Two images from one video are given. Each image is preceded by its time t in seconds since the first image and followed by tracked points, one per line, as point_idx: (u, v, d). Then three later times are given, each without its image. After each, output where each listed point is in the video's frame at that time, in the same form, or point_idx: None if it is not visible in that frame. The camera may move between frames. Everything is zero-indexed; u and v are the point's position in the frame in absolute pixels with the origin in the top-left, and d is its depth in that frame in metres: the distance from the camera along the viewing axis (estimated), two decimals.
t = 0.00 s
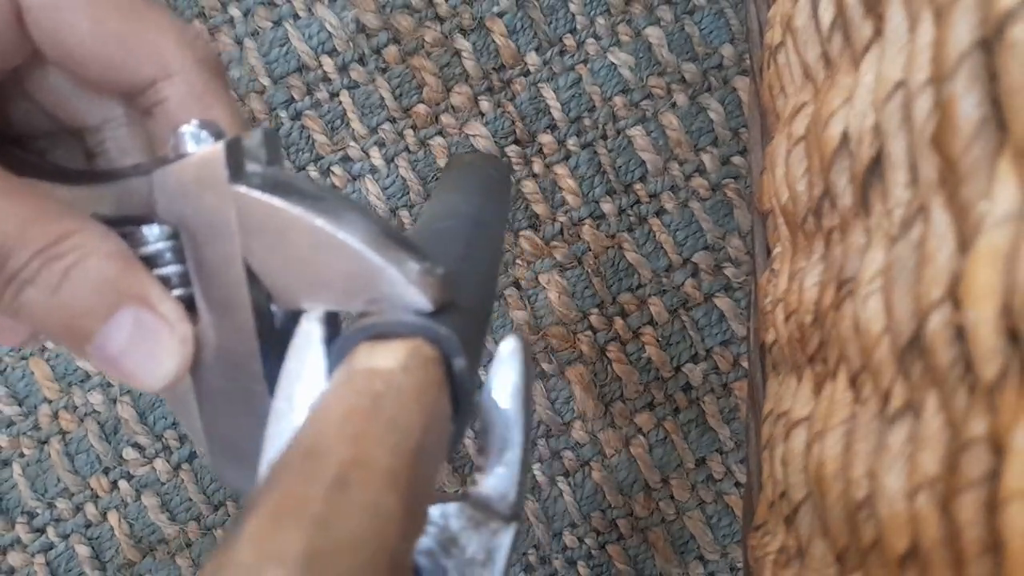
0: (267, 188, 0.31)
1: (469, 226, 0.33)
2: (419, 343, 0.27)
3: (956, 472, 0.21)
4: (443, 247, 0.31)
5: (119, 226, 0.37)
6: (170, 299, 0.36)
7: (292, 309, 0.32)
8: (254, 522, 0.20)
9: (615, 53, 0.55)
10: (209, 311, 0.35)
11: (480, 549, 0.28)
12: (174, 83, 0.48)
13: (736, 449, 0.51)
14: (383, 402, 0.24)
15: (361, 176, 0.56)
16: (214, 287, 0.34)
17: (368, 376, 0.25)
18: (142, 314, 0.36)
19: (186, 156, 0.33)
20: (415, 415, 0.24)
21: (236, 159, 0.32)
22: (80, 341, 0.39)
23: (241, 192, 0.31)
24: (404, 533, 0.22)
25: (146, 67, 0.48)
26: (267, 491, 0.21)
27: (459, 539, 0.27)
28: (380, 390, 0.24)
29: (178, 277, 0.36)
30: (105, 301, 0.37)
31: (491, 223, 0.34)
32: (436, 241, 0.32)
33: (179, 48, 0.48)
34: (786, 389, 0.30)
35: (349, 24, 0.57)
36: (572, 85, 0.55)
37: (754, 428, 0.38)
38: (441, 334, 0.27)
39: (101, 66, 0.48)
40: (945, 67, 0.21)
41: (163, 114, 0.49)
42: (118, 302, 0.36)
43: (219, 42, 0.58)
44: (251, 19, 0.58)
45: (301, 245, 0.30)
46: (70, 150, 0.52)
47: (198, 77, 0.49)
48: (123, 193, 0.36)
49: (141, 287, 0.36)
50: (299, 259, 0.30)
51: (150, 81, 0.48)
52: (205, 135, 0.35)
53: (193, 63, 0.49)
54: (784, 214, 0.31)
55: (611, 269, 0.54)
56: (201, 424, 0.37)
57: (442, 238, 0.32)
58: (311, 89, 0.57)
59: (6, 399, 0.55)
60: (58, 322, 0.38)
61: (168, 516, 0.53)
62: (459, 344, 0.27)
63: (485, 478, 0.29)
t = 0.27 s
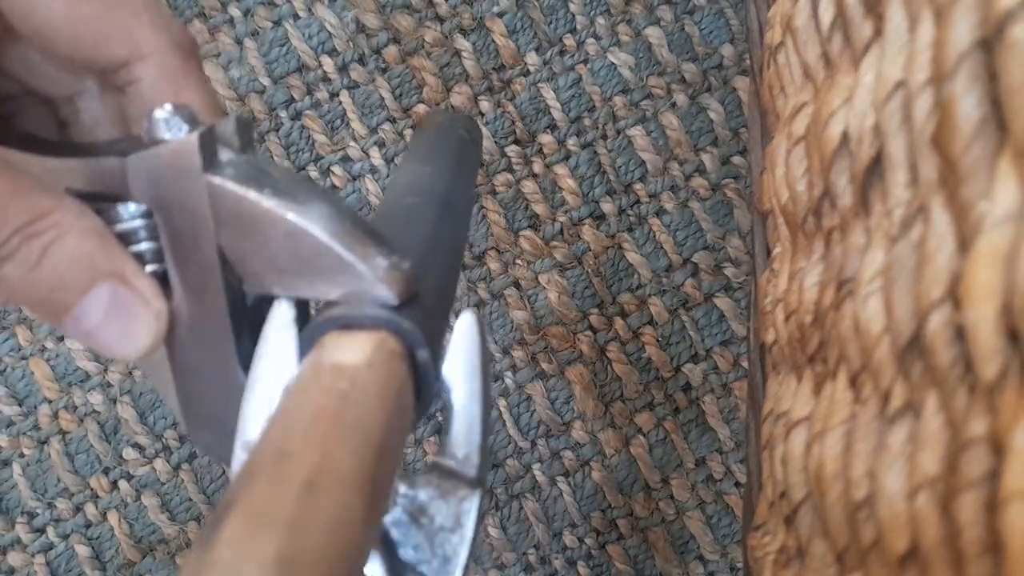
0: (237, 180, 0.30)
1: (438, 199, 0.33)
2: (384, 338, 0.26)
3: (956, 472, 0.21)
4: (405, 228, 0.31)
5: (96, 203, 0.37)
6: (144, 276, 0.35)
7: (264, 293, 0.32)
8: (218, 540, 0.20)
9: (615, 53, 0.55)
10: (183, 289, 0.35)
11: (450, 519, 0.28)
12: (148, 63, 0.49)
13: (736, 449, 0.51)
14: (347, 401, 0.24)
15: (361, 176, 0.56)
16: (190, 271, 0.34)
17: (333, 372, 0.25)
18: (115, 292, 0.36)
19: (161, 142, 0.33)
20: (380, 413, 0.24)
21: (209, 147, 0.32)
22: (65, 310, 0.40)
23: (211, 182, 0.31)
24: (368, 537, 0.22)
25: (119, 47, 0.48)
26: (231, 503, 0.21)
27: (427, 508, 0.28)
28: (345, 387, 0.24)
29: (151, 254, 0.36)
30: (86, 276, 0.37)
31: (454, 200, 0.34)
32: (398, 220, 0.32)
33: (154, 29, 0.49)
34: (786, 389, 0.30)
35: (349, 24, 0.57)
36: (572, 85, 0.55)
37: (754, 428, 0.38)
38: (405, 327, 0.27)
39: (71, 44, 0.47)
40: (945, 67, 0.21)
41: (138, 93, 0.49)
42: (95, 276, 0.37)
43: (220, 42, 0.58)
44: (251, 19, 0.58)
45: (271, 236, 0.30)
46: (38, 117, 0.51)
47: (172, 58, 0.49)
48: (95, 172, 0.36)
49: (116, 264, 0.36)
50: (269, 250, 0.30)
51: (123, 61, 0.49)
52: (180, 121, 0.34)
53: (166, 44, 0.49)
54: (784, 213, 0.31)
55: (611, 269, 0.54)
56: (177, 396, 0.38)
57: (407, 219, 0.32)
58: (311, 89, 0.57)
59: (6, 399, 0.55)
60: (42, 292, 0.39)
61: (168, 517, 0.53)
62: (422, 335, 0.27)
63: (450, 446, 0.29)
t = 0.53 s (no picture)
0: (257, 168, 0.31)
1: (450, 189, 0.33)
2: (401, 329, 0.26)
3: (956, 472, 0.21)
4: (419, 216, 0.31)
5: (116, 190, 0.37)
6: (165, 264, 0.36)
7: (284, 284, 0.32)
8: (251, 525, 0.20)
9: (615, 53, 0.55)
10: (201, 274, 0.35)
11: (464, 506, 0.29)
12: (171, 51, 0.49)
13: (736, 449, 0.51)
14: (370, 392, 0.24)
15: (361, 176, 0.56)
16: (211, 258, 0.34)
17: (355, 363, 0.25)
18: (140, 279, 0.36)
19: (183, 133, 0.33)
20: (401, 404, 0.24)
21: (230, 137, 0.32)
22: (78, 296, 0.40)
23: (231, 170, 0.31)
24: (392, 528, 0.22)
25: (141, 37, 0.49)
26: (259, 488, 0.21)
27: (443, 497, 0.29)
28: (367, 379, 0.24)
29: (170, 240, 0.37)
30: (108, 264, 0.37)
31: (466, 191, 0.34)
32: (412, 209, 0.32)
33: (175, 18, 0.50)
34: (786, 389, 0.30)
35: (349, 24, 0.57)
36: (572, 85, 0.55)
37: (754, 429, 0.38)
38: (422, 318, 0.27)
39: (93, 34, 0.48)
40: (944, 67, 0.21)
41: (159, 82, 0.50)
42: (118, 265, 0.37)
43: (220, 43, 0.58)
44: (251, 19, 0.58)
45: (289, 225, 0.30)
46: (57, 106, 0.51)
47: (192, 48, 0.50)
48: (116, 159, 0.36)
49: (139, 253, 0.37)
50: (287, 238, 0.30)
51: (145, 50, 0.49)
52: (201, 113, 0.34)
53: (187, 33, 0.50)
54: (784, 213, 0.31)
55: (611, 269, 0.54)
56: (195, 380, 0.39)
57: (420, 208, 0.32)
58: (311, 89, 0.57)
59: (6, 399, 0.55)
60: (57, 279, 0.39)
61: (168, 517, 0.53)
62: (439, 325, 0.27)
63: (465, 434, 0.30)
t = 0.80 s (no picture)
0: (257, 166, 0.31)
1: (435, 188, 0.33)
2: (398, 314, 0.26)
3: (956, 472, 0.21)
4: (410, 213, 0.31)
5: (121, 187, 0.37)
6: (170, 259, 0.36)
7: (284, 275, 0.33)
8: (265, 504, 0.21)
9: (615, 53, 0.55)
10: (204, 269, 0.35)
11: (454, 478, 0.30)
12: (175, 56, 0.49)
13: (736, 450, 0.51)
14: (374, 369, 0.24)
15: (361, 176, 0.56)
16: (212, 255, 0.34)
17: (358, 344, 0.25)
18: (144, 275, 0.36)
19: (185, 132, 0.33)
20: (403, 377, 0.24)
21: (234, 136, 0.32)
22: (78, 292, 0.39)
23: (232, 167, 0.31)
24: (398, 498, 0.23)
25: (148, 40, 0.49)
26: (271, 468, 0.22)
27: (434, 468, 0.30)
28: (369, 357, 0.24)
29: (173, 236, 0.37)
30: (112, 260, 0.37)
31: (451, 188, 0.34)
32: (400, 206, 0.32)
33: (181, 24, 0.49)
34: (786, 389, 0.30)
35: (349, 24, 0.57)
36: (572, 85, 0.55)
37: (754, 429, 0.38)
38: (419, 306, 0.27)
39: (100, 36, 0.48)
40: (944, 67, 0.21)
41: (162, 86, 0.50)
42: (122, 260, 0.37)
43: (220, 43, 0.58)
44: (251, 19, 0.58)
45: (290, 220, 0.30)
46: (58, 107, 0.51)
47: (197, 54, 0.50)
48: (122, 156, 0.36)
49: (144, 247, 0.36)
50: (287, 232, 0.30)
51: (150, 54, 0.49)
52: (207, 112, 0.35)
53: (193, 38, 0.50)
54: (784, 213, 0.31)
55: (611, 269, 0.54)
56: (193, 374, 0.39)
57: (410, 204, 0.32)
58: (311, 89, 0.57)
59: (6, 399, 0.55)
60: (58, 275, 0.39)
61: (168, 517, 0.53)
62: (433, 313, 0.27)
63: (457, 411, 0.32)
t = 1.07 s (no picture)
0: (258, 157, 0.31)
1: (432, 191, 0.33)
2: (403, 299, 0.27)
3: (956, 472, 0.21)
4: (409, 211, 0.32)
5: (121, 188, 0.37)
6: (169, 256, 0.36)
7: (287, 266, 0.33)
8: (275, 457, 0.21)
9: (615, 53, 0.55)
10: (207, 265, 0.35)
11: (463, 467, 0.30)
12: (175, 58, 0.49)
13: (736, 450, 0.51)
14: (379, 343, 0.24)
15: (361, 176, 0.56)
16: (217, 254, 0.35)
17: (362, 324, 0.25)
18: (142, 271, 0.36)
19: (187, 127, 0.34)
20: (409, 353, 0.25)
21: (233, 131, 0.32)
22: (85, 295, 0.39)
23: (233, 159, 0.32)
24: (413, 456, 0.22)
25: (148, 42, 0.49)
26: (282, 427, 0.21)
27: (444, 460, 0.30)
28: (374, 334, 0.25)
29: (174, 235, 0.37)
30: (110, 258, 0.37)
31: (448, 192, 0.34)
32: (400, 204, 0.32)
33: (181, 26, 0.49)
34: (786, 389, 0.30)
35: (349, 24, 0.57)
36: (572, 85, 0.55)
37: (754, 429, 0.38)
38: (421, 290, 0.27)
39: (103, 39, 0.48)
40: (945, 67, 0.21)
41: (163, 87, 0.50)
42: (119, 258, 0.36)
43: (220, 43, 0.58)
44: (251, 19, 0.58)
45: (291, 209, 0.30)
46: (58, 116, 0.51)
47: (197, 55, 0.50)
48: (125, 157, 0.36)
49: (142, 244, 0.36)
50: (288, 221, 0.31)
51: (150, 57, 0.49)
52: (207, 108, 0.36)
53: (192, 40, 0.50)
54: (784, 213, 0.31)
55: (611, 269, 0.54)
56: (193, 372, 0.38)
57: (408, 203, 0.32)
58: (311, 89, 0.57)
59: (6, 399, 0.55)
60: (64, 278, 0.38)
61: (168, 517, 0.53)
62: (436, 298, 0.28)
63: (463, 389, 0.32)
